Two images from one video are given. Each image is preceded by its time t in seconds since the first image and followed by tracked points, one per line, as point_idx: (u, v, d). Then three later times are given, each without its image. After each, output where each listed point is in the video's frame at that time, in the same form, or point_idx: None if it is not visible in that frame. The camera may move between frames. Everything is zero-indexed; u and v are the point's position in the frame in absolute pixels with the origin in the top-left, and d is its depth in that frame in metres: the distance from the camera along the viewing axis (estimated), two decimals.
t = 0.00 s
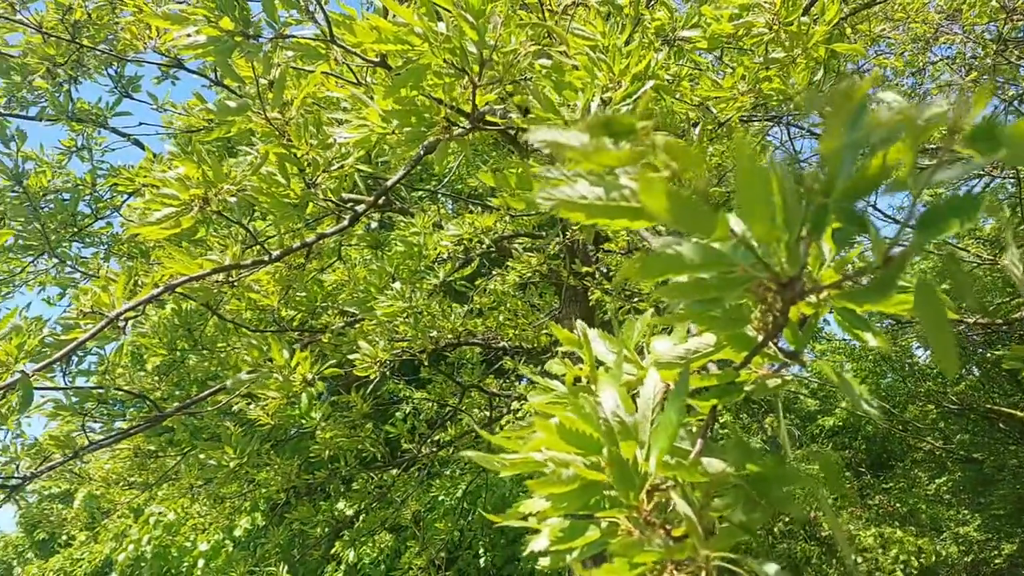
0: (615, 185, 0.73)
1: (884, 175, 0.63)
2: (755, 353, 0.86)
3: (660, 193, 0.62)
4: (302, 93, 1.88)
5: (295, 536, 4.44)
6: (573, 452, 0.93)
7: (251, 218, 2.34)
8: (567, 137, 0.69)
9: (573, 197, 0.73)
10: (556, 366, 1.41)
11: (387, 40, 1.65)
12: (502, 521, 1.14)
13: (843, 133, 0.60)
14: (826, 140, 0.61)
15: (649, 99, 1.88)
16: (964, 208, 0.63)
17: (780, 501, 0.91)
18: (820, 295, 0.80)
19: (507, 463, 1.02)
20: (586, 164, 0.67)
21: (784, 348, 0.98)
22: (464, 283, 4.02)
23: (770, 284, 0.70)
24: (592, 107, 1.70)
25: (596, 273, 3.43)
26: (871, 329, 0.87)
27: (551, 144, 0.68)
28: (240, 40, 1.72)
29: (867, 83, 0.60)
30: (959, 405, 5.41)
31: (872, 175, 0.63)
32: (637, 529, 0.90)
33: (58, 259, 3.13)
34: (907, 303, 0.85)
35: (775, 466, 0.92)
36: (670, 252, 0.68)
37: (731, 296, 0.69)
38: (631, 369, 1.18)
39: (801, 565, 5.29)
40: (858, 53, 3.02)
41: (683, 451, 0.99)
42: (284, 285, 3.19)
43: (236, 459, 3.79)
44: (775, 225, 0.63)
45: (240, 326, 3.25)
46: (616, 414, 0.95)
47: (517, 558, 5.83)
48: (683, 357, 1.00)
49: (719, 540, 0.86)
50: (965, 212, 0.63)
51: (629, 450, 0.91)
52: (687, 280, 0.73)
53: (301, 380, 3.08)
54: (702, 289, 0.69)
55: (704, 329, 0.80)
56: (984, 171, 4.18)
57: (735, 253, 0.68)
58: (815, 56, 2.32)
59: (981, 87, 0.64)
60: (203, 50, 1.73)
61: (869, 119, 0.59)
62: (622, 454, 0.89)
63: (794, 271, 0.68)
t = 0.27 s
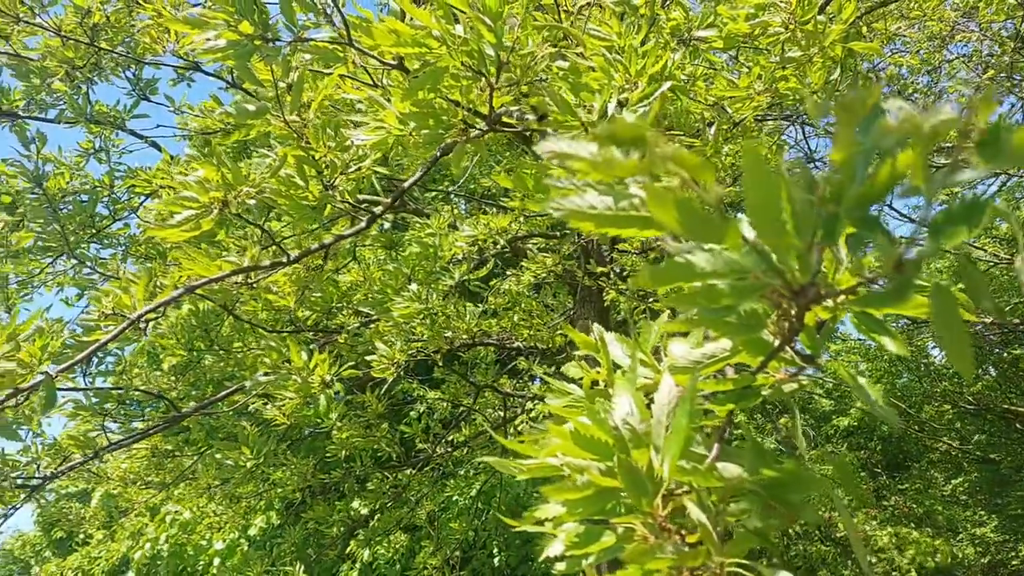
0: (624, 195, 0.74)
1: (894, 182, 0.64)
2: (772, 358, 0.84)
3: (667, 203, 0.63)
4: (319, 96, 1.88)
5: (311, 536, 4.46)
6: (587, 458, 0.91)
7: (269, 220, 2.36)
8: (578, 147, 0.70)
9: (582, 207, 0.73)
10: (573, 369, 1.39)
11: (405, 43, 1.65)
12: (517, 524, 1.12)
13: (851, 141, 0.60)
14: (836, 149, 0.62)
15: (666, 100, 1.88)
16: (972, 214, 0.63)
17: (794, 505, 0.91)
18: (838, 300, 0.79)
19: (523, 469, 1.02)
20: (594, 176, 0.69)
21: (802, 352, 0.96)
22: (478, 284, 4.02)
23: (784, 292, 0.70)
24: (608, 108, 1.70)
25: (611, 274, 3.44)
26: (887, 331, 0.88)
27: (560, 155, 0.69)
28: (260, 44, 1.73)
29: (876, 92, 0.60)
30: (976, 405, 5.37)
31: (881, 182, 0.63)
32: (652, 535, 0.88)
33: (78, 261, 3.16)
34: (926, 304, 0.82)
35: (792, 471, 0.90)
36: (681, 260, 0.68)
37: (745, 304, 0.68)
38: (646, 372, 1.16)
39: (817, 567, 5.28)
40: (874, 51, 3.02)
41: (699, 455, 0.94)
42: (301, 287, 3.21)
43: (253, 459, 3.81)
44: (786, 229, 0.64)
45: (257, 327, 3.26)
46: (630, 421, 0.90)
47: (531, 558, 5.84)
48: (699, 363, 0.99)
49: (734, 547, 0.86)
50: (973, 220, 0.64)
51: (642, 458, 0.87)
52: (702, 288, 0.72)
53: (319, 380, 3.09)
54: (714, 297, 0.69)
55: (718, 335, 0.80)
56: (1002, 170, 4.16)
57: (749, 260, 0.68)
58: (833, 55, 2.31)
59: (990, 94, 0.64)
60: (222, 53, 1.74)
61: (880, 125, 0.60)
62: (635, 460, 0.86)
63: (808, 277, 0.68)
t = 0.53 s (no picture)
0: (656, 192, 0.71)
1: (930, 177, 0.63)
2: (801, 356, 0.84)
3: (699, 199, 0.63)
4: (341, 99, 1.88)
5: (330, 536, 4.48)
6: (619, 456, 0.91)
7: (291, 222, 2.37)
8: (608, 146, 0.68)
9: (615, 206, 0.71)
10: (601, 371, 1.39)
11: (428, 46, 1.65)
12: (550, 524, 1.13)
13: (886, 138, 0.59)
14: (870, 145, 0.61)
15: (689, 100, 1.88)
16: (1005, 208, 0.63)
17: (828, 503, 0.92)
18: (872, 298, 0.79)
19: (554, 468, 1.02)
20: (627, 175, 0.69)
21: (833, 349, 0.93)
22: (495, 284, 4.02)
23: (817, 288, 0.69)
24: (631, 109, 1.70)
25: (630, 274, 3.43)
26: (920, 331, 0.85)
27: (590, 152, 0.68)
28: (284, 49, 1.74)
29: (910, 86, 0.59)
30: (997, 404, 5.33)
31: (916, 178, 0.62)
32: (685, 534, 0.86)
33: (101, 264, 3.19)
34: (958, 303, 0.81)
35: (825, 470, 0.92)
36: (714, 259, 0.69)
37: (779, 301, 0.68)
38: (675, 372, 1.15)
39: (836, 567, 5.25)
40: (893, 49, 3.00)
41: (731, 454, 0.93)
42: (321, 288, 3.23)
43: (273, 460, 3.83)
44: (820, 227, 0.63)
45: (277, 329, 3.28)
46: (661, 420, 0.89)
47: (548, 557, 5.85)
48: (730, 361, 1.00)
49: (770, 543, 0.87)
50: (1007, 213, 0.63)
51: (674, 456, 0.85)
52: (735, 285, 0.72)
53: (339, 382, 3.10)
54: (748, 294, 0.69)
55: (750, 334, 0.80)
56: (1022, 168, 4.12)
57: (781, 258, 0.68)
58: (853, 54, 2.29)
59: None
60: (246, 59, 1.75)
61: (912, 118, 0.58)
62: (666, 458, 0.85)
63: (843, 274, 0.67)
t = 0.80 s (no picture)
0: (679, 178, 0.70)
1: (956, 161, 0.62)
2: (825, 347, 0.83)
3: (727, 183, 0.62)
4: (356, 97, 1.89)
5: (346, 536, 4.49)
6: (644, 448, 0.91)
7: (306, 223, 2.38)
8: (630, 131, 0.70)
9: (638, 192, 0.70)
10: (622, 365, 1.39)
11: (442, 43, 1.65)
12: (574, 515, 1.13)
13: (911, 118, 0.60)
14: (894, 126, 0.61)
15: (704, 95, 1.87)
16: None
17: (854, 493, 0.92)
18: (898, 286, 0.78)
19: (577, 461, 1.02)
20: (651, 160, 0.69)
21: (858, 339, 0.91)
22: (509, 283, 4.02)
23: (842, 275, 0.68)
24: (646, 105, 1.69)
25: (644, 271, 3.42)
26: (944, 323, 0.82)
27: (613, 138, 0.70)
28: (298, 49, 1.74)
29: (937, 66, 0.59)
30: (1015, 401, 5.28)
31: (941, 159, 0.62)
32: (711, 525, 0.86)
33: (117, 266, 3.21)
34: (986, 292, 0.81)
35: (849, 459, 0.92)
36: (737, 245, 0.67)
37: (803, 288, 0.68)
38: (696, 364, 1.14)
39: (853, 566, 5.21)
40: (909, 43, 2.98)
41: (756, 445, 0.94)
42: (335, 288, 3.24)
43: (289, 460, 3.85)
44: (844, 210, 0.63)
45: (292, 329, 3.29)
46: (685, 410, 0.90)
47: (563, 557, 5.84)
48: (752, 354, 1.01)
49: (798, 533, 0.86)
50: None
51: (699, 447, 0.86)
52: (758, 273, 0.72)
53: (354, 381, 3.11)
54: (771, 281, 0.68)
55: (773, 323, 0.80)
56: None
57: (805, 244, 0.67)
58: (870, 47, 2.27)
59: None
60: (261, 59, 1.76)
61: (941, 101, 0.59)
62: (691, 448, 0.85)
63: (868, 259, 0.67)
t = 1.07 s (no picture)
0: (688, 168, 0.69)
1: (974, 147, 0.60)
2: (839, 341, 0.80)
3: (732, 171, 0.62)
4: (366, 93, 1.89)
5: (358, 534, 4.50)
6: (654, 442, 0.88)
7: (318, 221, 2.39)
8: (637, 122, 0.72)
9: (647, 183, 0.69)
10: (631, 360, 1.37)
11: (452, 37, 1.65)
12: (585, 508, 1.12)
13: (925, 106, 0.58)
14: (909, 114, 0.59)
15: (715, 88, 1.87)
16: None
17: (868, 488, 0.88)
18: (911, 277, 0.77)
19: (588, 456, 1.00)
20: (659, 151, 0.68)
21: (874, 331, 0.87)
22: (520, 281, 4.02)
23: (855, 265, 0.66)
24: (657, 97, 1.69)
25: (655, 268, 3.41)
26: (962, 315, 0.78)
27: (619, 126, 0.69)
28: (308, 44, 1.74)
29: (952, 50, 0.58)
30: None
31: (957, 148, 0.60)
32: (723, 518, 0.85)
33: (130, 265, 3.23)
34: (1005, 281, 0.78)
35: (864, 453, 0.89)
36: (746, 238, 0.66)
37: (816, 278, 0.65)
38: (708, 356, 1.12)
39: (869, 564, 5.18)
40: (922, 36, 2.97)
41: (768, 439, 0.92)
42: (347, 287, 3.24)
43: (301, 458, 3.86)
44: (859, 201, 0.61)
45: (303, 327, 3.29)
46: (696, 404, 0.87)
47: (576, 556, 5.83)
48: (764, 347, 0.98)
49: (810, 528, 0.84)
50: None
51: (708, 440, 0.84)
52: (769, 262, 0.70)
53: (366, 377, 3.11)
54: (784, 272, 0.66)
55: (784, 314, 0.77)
56: None
57: (820, 233, 0.64)
58: (881, 39, 2.26)
59: None
60: (272, 55, 1.76)
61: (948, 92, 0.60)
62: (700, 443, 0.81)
63: (883, 249, 0.64)
